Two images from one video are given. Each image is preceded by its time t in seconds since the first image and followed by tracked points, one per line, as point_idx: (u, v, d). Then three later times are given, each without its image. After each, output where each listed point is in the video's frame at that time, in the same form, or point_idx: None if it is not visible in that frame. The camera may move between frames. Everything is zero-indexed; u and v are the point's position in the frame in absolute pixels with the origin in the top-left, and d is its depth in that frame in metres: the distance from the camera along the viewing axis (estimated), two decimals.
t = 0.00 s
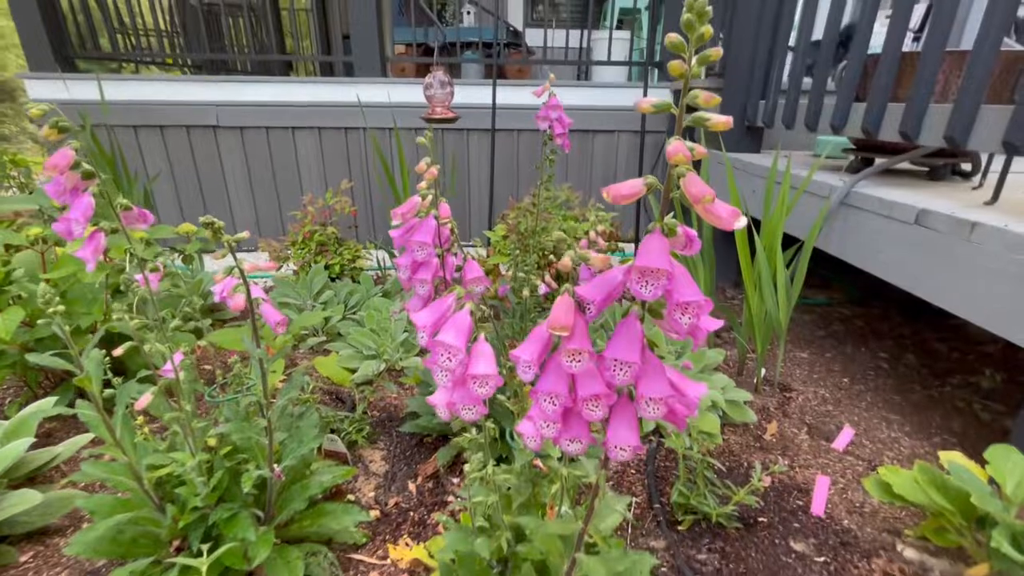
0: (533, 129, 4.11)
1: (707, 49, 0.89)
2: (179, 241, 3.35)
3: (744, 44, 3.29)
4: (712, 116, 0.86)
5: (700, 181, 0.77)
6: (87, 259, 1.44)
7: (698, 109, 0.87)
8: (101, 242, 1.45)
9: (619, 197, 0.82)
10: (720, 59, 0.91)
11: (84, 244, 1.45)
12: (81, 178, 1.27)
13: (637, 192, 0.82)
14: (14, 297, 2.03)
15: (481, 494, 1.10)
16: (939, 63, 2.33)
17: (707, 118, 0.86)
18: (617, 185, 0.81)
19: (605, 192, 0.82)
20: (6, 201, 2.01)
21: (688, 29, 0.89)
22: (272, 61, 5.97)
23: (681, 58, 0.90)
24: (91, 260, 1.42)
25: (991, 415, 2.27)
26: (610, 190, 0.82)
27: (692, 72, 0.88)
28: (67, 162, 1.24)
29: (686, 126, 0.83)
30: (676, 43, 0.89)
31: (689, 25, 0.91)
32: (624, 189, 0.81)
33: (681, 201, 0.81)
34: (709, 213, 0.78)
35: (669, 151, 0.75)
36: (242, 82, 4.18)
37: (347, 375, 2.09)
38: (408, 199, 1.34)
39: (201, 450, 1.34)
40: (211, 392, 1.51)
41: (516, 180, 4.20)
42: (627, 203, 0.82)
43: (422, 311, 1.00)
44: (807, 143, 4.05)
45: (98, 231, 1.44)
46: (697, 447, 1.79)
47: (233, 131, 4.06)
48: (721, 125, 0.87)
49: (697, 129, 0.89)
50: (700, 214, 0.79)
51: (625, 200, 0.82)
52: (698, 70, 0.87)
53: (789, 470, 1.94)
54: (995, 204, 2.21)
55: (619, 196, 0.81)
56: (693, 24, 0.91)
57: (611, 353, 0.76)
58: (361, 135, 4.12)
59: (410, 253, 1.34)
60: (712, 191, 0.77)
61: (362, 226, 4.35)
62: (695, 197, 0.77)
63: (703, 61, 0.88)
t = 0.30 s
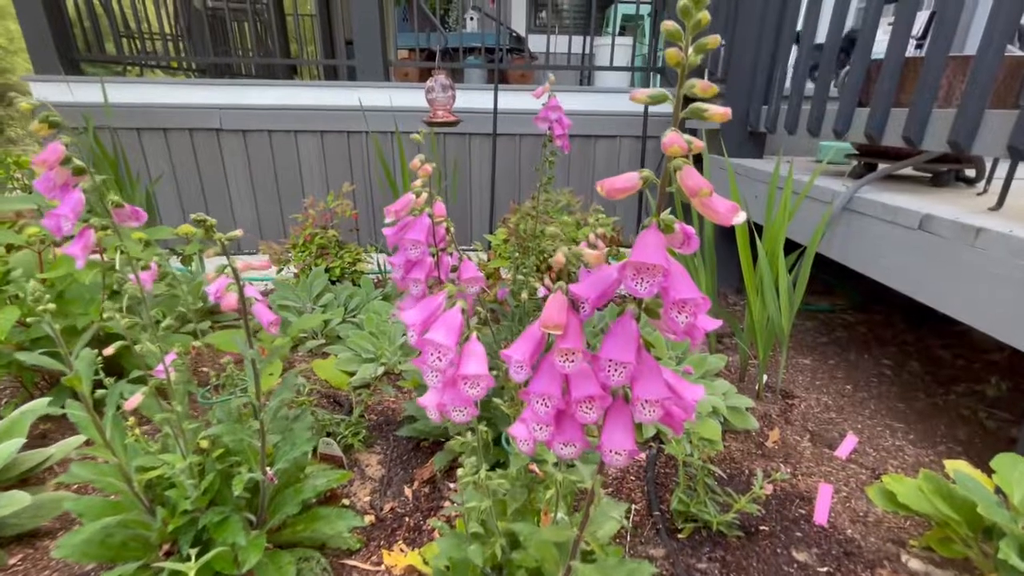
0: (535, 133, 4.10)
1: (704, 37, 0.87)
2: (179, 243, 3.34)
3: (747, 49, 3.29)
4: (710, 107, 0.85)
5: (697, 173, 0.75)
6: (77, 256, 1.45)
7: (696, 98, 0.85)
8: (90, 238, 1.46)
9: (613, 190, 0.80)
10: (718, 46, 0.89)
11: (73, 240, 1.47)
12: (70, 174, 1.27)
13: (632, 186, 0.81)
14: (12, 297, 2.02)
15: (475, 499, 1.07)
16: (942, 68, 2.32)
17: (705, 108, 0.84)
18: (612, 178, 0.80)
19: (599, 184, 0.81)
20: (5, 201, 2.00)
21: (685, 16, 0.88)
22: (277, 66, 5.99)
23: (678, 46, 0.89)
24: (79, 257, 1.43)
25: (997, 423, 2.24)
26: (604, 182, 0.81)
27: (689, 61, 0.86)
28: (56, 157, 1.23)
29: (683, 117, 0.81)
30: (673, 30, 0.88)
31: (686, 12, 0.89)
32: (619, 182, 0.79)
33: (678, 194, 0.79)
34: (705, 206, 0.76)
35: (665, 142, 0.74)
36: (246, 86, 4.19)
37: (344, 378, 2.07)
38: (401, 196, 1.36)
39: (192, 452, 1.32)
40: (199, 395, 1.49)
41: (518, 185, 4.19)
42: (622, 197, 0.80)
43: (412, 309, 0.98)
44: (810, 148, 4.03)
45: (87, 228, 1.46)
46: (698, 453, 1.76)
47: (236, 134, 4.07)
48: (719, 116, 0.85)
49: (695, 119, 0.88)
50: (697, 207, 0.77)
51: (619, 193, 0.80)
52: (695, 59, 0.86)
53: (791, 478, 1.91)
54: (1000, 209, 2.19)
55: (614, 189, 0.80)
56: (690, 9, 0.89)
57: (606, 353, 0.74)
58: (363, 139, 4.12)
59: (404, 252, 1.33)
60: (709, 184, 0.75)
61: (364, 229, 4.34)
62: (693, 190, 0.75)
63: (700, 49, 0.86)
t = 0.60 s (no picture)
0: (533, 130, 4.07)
1: (699, 11, 0.84)
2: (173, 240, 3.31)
3: (746, 43, 3.25)
4: (705, 86, 0.82)
5: (692, 156, 0.73)
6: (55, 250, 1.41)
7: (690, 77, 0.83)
8: (69, 233, 1.42)
9: (605, 175, 0.78)
10: (713, 23, 0.86)
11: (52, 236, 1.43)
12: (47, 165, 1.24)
13: (625, 172, 0.79)
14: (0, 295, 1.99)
15: (467, 498, 1.05)
16: (943, 60, 2.29)
17: (700, 88, 0.82)
18: (604, 163, 0.78)
19: (590, 169, 0.79)
20: None
21: None
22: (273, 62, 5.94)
23: (672, 21, 0.86)
24: (58, 252, 1.39)
25: (998, 419, 2.22)
26: (596, 168, 0.78)
27: (683, 39, 0.84)
28: (32, 147, 1.20)
29: (676, 97, 0.79)
30: (666, 4, 0.85)
31: None
32: (611, 167, 0.77)
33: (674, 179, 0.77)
34: (701, 191, 0.74)
35: (659, 124, 0.72)
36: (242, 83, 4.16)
37: (339, 376, 2.04)
38: (389, 187, 1.35)
39: (181, 451, 1.29)
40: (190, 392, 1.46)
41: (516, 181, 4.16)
42: (615, 182, 0.79)
43: (397, 303, 0.95)
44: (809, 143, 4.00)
45: (66, 222, 1.42)
46: (697, 451, 1.74)
47: (232, 131, 4.03)
48: (714, 95, 0.83)
49: (690, 100, 0.85)
50: (692, 192, 0.75)
51: (611, 178, 0.79)
52: (689, 36, 0.83)
53: (791, 475, 1.88)
54: (1001, 203, 2.16)
55: (605, 175, 0.78)
56: None
57: (598, 347, 0.71)
58: (359, 136, 4.09)
59: (392, 245, 1.30)
60: (705, 168, 0.73)
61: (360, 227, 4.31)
62: (688, 174, 0.73)
63: (695, 24, 0.83)
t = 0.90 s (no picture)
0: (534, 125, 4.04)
1: None
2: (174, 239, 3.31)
3: (749, 34, 3.21)
4: (703, 65, 0.81)
5: (691, 138, 0.71)
6: (48, 246, 1.41)
7: (688, 56, 0.81)
8: (61, 228, 1.43)
9: (600, 160, 0.77)
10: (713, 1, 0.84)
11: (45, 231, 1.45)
12: (40, 161, 1.23)
13: (621, 156, 0.77)
14: None
15: (465, 495, 1.04)
16: (949, 49, 2.26)
17: (698, 67, 0.80)
18: (599, 147, 0.77)
19: (585, 154, 0.77)
20: None
21: None
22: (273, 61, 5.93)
23: None
24: (51, 248, 1.40)
25: (1006, 413, 2.19)
26: (591, 153, 0.77)
27: (681, 15, 0.81)
28: (20, 142, 1.20)
29: (674, 78, 0.77)
30: None
31: None
32: (606, 151, 0.76)
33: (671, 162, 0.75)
34: (700, 174, 0.72)
35: (655, 105, 0.70)
36: (243, 81, 4.15)
37: (340, 374, 2.03)
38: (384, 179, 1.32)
39: (179, 449, 1.28)
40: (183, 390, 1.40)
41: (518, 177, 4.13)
42: (610, 167, 0.77)
43: (390, 296, 0.94)
44: (813, 135, 3.96)
45: (57, 218, 1.43)
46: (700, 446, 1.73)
47: (233, 130, 4.02)
48: (712, 75, 0.81)
49: (688, 80, 0.84)
50: (691, 176, 0.73)
51: (607, 163, 0.77)
52: (687, 13, 0.81)
53: (796, 470, 1.86)
54: (1009, 193, 2.13)
55: (601, 159, 0.77)
56: None
57: (594, 339, 0.69)
58: (360, 133, 4.07)
59: (387, 238, 1.29)
60: (705, 151, 0.71)
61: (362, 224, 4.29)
62: (686, 157, 0.71)
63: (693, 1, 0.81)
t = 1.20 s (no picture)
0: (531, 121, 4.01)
1: None
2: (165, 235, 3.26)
3: (746, 30, 3.18)
4: (699, 36, 0.78)
5: (687, 113, 0.69)
6: (22, 235, 1.35)
7: (684, 25, 0.78)
8: (36, 216, 1.36)
9: (591, 137, 0.74)
10: None
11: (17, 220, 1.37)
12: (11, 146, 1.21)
13: (614, 134, 0.75)
14: None
15: (456, 492, 1.01)
16: (948, 43, 2.24)
17: (694, 37, 0.78)
18: (590, 124, 0.74)
19: (575, 131, 0.75)
20: None
21: None
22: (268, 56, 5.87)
23: None
24: (25, 237, 1.34)
25: (1003, 409, 2.18)
26: (582, 129, 0.74)
27: None
28: None
29: (669, 51, 0.74)
30: None
31: None
32: (597, 128, 0.73)
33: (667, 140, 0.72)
34: (696, 151, 0.70)
35: (649, 78, 0.68)
36: (236, 76, 4.10)
37: (333, 370, 2.00)
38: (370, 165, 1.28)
39: (163, 446, 1.26)
40: (169, 386, 1.35)
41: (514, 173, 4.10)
42: (601, 144, 0.74)
43: (372, 282, 0.91)
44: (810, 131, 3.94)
45: (32, 206, 1.37)
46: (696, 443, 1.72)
47: (226, 125, 3.97)
48: (710, 45, 0.79)
49: (684, 52, 0.81)
50: (687, 154, 0.71)
51: (598, 140, 0.74)
52: None
53: (793, 467, 1.85)
54: (1007, 188, 2.11)
55: (591, 137, 0.74)
56: None
57: (586, 327, 0.67)
58: (355, 128, 4.03)
59: (374, 227, 1.26)
60: (701, 126, 0.69)
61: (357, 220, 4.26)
62: (682, 133, 0.69)
63: None
